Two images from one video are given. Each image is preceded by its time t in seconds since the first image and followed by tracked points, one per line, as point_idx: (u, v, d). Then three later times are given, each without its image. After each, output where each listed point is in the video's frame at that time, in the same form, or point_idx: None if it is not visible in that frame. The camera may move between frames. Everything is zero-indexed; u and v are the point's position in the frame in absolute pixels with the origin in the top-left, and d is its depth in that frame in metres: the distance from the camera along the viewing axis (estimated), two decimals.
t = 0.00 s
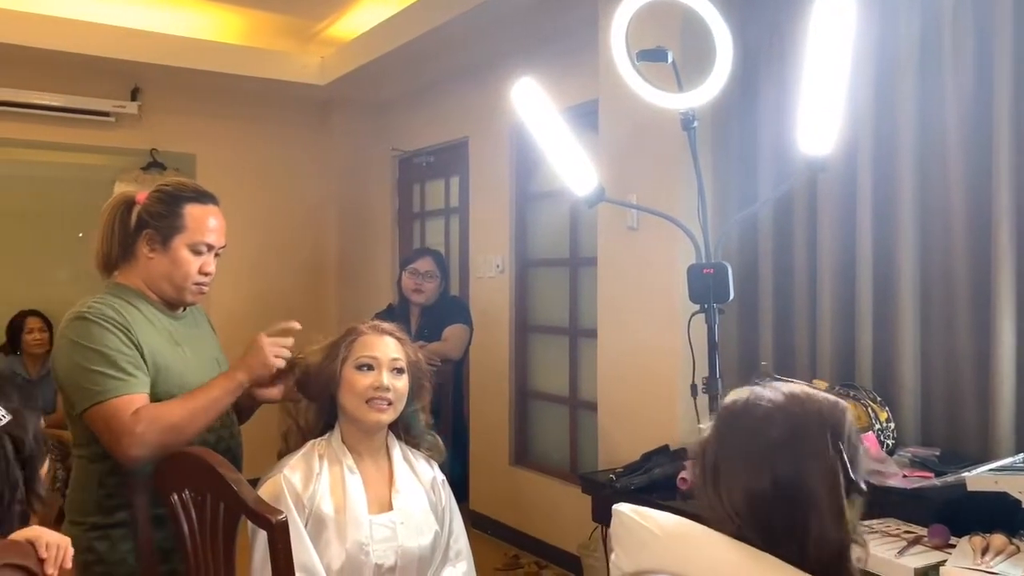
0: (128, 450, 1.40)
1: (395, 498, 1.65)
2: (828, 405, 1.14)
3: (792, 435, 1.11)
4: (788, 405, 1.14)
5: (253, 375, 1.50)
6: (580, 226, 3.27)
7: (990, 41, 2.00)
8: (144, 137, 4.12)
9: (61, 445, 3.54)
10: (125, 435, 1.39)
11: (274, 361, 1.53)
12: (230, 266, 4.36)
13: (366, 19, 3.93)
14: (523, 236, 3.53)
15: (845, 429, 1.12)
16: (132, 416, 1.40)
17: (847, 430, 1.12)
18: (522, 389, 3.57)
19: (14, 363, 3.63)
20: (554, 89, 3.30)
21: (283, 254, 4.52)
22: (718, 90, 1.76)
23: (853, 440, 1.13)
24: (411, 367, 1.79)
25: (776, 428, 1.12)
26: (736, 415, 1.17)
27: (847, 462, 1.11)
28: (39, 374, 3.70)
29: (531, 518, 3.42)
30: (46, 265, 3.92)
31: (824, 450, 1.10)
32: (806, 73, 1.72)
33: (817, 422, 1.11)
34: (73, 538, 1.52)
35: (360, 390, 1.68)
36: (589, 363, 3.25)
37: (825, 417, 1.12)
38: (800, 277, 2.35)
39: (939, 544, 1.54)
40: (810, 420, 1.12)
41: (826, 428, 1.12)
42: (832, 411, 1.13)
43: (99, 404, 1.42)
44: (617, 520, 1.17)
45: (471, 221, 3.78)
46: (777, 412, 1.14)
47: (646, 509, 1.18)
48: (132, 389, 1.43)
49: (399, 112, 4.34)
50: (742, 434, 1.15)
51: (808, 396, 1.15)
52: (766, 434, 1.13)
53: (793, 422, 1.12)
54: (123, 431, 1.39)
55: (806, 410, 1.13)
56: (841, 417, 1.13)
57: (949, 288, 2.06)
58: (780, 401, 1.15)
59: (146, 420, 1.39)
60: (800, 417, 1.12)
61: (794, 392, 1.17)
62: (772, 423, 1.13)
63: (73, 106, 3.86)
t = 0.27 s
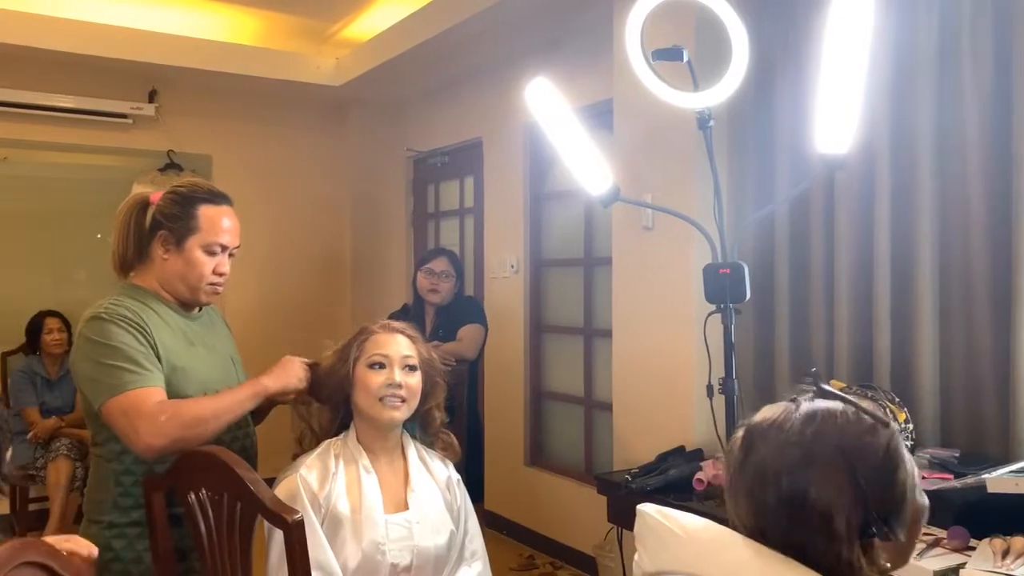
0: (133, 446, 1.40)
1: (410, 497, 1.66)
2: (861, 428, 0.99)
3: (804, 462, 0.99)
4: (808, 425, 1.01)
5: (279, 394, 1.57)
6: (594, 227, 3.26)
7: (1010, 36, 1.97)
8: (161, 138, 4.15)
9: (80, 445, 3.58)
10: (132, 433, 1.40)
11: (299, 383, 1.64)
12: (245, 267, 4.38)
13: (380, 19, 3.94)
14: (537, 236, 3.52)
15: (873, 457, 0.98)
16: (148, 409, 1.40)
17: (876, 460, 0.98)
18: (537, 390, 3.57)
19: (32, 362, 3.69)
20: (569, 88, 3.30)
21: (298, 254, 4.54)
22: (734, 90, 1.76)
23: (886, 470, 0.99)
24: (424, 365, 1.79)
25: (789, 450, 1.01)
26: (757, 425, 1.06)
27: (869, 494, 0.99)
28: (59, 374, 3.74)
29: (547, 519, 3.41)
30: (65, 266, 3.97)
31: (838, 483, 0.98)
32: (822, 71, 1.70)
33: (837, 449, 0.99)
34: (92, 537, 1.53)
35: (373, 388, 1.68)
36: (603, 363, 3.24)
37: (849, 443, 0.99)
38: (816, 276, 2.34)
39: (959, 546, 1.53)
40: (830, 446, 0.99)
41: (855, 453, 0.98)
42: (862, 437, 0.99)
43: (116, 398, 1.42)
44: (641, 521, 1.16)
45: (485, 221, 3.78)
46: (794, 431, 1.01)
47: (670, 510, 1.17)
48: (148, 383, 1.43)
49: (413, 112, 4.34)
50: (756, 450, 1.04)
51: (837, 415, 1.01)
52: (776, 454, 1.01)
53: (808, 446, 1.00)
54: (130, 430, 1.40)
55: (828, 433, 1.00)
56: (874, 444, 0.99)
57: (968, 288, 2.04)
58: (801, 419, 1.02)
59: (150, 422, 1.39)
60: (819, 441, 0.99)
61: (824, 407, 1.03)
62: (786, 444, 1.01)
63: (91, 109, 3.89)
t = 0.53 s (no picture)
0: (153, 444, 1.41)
1: (421, 497, 1.66)
2: (866, 453, 0.98)
3: (804, 484, 0.98)
4: (812, 448, 1.00)
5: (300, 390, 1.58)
6: (608, 226, 3.25)
7: None
8: (177, 139, 4.18)
9: (98, 443, 3.61)
10: (152, 430, 1.40)
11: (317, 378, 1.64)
12: (260, 267, 4.40)
13: (394, 19, 3.95)
14: (551, 235, 3.52)
15: (876, 484, 0.97)
16: (168, 406, 1.41)
17: (879, 487, 0.97)
18: (551, 389, 3.56)
19: (51, 361, 3.73)
20: (583, 88, 3.29)
21: (313, 254, 4.55)
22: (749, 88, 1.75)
23: (890, 498, 0.97)
24: (430, 362, 1.79)
25: (791, 472, 0.99)
26: (760, 448, 1.05)
27: (870, 522, 0.96)
28: (77, 373, 3.78)
29: (561, 518, 3.41)
30: (83, 266, 4.00)
31: (836, 507, 0.96)
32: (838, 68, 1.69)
33: (839, 473, 0.97)
34: (109, 535, 1.54)
35: (379, 387, 1.69)
36: (618, 362, 3.23)
37: (852, 468, 0.97)
38: (832, 275, 2.32)
39: (978, 548, 1.52)
40: (832, 469, 0.98)
41: (859, 475, 0.97)
42: (866, 464, 0.98)
43: (136, 396, 1.43)
44: (658, 522, 1.15)
45: (499, 220, 3.78)
46: (797, 453, 1.01)
47: (687, 511, 1.16)
48: (168, 381, 1.44)
49: (427, 112, 4.35)
50: (757, 472, 1.02)
51: (842, 440, 1.00)
52: (777, 476, 1.00)
53: (810, 469, 0.98)
54: (150, 426, 1.40)
55: (832, 455, 0.99)
56: (880, 470, 0.97)
57: (987, 287, 2.02)
58: (805, 441, 1.01)
59: (171, 418, 1.40)
60: (821, 463, 0.98)
61: (829, 430, 1.02)
62: (788, 465, 1.00)
63: (108, 110, 3.93)
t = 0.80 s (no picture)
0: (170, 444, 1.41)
1: (431, 496, 1.66)
2: (866, 458, 0.96)
3: (805, 495, 0.96)
4: (812, 456, 0.98)
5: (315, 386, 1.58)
6: (623, 225, 3.25)
7: None
8: (193, 140, 4.21)
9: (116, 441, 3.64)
10: (169, 430, 1.41)
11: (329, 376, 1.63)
12: (275, 267, 4.42)
13: (408, 19, 3.95)
14: (565, 235, 3.52)
15: (878, 490, 0.94)
16: (184, 406, 1.41)
17: (883, 493, 0.94)
18: (565, 389, 3.56)
19: (70, 359, 3.78)
20: (598, 87, 3.28)
21: (327, 254, 4.57)
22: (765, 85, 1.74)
23: (895, 504, 0.94)
24: (439, 361, 1.80)
25: (793, 482, 0.98)
26: (764, 458, 1.04)
27: (876, 530, 0.94)
28: (95, 372, 3.81)
29: (576, 518, 3.40)
30: (101, 266, 4.04)
31: (839, 516, 0.94)
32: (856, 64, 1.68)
33: (839, 481, 0.95)
34: (128, 532, 1.56)
35: (388, 387, 1.70)
36: (632, 362, 3.22)
37: (852, 474, 0.95)
38: (849, 275, 2.30)
39: (997, 549, 1.50)
40: (832, 477, 0.95)
41: (861, 482, 0.95)
42: (867, 469, 0.95)
43: (153, 396, 1.44)
44: (675, 521, 1.15)
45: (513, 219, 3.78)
46: (799, 462, 0.99)
47: (704, 510, 1.16)
48: (184, 381, 1.45)
49: (440, 111, 4.36)
50: (760, 483, 1.01)
51: (842, 446, 0.97)
52: (780, 487, 0.98)
53: (811, 479, 0.96)
54: (166, 426, 1.41)
55: (831, 463, 0.96)
56: (882, 476, 0.95)
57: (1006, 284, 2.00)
58: (804, 450, 0.99)
59: (187, 417, 1.40)
60: (822, 471, 0.96)
61: (830, 436, 1.00)
62: (790, 475, 0.98)
63: (125, 111, 3.95)
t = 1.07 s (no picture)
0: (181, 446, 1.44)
1: (449, 494, 1.67)
2: (883, 461, 0.93)
3: (823, 501, 0.94)
4: (829, 461, 0.96)
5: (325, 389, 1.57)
6: (640, 225, 3.24)
7: None
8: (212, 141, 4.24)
9: (137, 440, 3.68)
10: (180, 432, 1.43)
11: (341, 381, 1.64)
12: (292, 267, 4.45)
13: (425, 19, 3.96)
14: (581, 234, 3.51)
15: (898, 493, 0.91)
16: (196, 407, 1.43)
17: (903, 496, 0.91)
18: (582, 389, 3.55)
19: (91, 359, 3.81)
20: (615, 87, 3.28)
21: (344, 254, 4.59)
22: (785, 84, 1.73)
23: (916, 507, 0.91)
24: (458, 361, 1.80)
25: (811, 487, 0.96)
26: (782, 464, 1.02)
27: (898, 534, 0.91)
28: (115, 371, 3.84)
29: (592, 518, 3.40)
30: (122, 266, 4.08)
31: (858, 521, 0.92)
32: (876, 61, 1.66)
33: (856, 485, 0.93)
34: (150, 529, 1.57)
35: (408, 385, 1.70)
36: (650, 362, 3.21)
37: (871, 478, 0.92)
38: (870, 274, 2.28)
39: (1021, 552, 1.48)
40: (849, 481, 0.93)
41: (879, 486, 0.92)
42: (886, 472, 0.92)
43: (169, 396, 1.45)
44: (697, 522, 1.15)
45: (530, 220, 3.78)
46: (816, 467, 0.97)
47: (725, 511, 1.16)
48: (198, 381, 1.46)
49: (457, 112, 4.37)
50: (779, 490, 0.99)
51: (859, 450, 0.95)
52: (798, 493, 0.97)
53: (828, 484, 0.95)
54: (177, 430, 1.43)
55: (848, 467, 0.94)
56: (901, 479, 0.92)
57: None
58: (821, 455, 0.97)
59: (197, 420, 1.42)
60: (839, 475, 0.94)
61: (847, 440, 0.97)
62: (808, 481, 0.96)
63: (144, 112, 3.99)
